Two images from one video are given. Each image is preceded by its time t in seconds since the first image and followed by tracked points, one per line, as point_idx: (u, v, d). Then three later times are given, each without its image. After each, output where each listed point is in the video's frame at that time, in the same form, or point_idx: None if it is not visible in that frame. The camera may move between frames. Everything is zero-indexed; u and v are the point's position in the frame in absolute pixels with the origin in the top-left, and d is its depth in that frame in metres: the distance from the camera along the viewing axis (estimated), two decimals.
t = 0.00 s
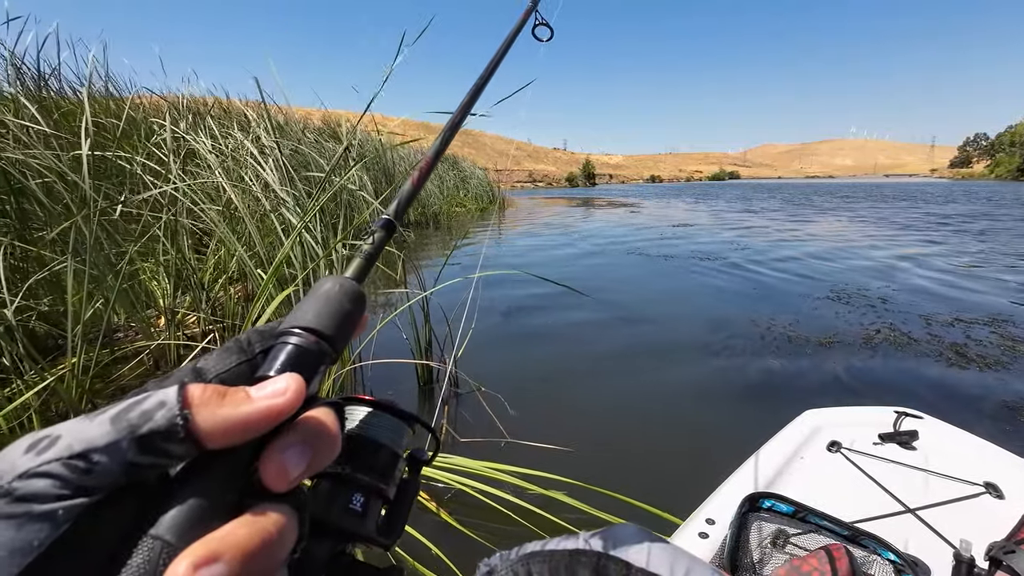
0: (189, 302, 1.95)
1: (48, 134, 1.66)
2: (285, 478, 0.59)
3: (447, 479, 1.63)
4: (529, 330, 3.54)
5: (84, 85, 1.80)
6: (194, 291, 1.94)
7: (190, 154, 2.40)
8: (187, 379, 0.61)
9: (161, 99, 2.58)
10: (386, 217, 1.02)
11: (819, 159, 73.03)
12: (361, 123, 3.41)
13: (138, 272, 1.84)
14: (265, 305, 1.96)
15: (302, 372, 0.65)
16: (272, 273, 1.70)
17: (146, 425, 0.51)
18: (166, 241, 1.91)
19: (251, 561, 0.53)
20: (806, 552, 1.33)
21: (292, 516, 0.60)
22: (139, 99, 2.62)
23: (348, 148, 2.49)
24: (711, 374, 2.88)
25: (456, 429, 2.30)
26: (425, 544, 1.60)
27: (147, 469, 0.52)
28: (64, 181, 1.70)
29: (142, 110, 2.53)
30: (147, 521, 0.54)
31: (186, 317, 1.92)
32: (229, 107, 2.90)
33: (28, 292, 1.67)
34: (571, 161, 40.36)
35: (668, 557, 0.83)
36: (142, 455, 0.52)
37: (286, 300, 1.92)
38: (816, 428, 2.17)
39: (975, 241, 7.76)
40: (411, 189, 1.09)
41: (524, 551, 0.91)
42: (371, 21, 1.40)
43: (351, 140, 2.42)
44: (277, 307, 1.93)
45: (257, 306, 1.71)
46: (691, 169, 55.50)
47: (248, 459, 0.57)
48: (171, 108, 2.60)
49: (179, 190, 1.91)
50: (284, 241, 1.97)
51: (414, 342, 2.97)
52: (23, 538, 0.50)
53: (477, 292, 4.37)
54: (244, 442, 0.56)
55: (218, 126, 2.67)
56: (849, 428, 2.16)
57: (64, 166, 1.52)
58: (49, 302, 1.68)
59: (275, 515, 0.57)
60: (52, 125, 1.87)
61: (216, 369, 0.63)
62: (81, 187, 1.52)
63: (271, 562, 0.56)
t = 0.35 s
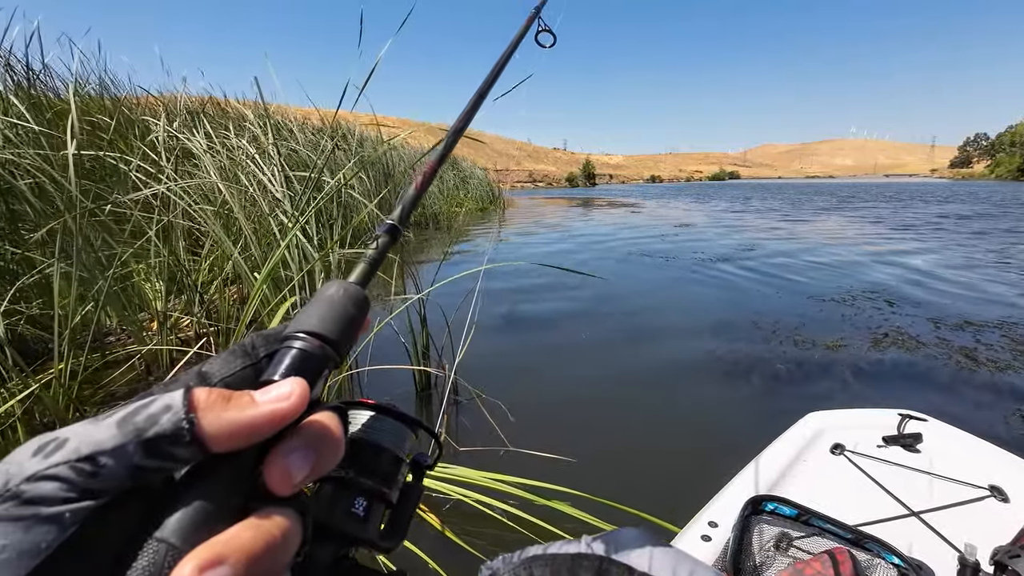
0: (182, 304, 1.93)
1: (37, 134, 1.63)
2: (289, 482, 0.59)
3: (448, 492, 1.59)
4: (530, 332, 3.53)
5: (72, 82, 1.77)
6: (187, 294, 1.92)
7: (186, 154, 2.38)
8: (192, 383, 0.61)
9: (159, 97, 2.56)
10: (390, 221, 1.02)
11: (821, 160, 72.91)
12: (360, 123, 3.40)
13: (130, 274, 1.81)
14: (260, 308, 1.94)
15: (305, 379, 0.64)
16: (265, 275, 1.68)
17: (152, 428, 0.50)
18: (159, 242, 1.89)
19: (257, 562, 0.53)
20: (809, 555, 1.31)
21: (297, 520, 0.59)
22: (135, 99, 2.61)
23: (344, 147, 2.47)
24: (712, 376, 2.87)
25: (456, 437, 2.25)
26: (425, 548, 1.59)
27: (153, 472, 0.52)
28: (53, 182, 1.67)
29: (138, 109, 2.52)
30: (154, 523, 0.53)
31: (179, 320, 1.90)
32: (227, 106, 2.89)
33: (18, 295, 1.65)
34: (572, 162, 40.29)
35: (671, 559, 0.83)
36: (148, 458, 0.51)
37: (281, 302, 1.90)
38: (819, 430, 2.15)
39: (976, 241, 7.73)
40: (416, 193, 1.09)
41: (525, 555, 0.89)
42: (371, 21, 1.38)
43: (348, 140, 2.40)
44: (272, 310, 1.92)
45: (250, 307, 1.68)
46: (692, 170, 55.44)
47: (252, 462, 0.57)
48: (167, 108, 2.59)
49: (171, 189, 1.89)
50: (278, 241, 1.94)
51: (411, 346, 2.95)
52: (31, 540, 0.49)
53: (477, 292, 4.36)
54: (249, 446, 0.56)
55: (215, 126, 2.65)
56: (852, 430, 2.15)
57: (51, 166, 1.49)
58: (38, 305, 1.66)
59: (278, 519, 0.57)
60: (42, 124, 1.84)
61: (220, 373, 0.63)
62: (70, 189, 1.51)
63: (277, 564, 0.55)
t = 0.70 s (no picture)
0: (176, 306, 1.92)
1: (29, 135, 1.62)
2: (295, 481, 0.58)
3: (448, 502, 1.62)
4: (529, 334, 3.52)
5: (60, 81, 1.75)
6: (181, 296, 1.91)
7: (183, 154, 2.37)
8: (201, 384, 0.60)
9: (157, 96, 2.55)
10: (396, 227, 1.03)
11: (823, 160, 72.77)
12: (359, 123, 3.39)
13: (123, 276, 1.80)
14: (256, 309, 1.94)
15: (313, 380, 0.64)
16: (262, 275, 1.67)
17: (163, 427, 0.52)
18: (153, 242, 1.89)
19: (265, 559, 0.52)
20: (811, 555, 1.31)
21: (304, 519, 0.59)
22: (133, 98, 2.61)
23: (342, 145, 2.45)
24: (713, 377, 2.87)
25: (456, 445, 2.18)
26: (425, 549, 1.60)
27: (164, 470, 0.53)
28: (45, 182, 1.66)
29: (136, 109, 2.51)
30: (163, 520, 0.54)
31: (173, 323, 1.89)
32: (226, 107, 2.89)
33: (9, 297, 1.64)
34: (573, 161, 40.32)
35: (673, 559, 0.82)
36: (159, 456, 0.52)
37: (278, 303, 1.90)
38: (822, 431, 2.15)
39: (978, 241, 7.72)
40: (422, 199, 1.10)
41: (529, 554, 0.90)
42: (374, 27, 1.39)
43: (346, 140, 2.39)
44: (269, 311, 1.91)
45: (244, 309, 1.67)
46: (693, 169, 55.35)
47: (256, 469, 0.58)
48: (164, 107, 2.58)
49: (164, 190, 1.89)
50: (274, 242, 1.93)
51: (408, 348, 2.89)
52: (46, 536, 0.51)
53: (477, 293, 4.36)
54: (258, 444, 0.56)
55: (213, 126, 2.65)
56: (855, 431, 2.15)
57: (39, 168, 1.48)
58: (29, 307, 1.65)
59: (285, 518, 0.56)
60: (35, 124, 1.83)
61: (228, 375, 0.63)
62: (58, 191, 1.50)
63: (285, 562, 0.54)
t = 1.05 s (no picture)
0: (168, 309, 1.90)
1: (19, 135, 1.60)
2: (313, 476, 0.58)
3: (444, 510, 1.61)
4: (528, 335, 3.50)
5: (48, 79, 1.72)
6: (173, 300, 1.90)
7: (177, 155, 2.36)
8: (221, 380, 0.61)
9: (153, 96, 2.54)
10: (411, 232, 1.05)
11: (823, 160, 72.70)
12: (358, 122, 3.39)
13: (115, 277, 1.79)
14: (248, 312, 1.92)
15: (330, 376, 0.64)
16: (253, 278, 1.65)
17: (188, 418, 0.53)
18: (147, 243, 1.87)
19: (283, 551, 0.53)
20: (812, 555, 1.31)
21: (319, 511, 0.59)
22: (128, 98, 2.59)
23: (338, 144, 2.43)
24: (714, 378, 2.86)
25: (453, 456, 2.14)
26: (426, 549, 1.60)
27: (187, 461, 0.54)
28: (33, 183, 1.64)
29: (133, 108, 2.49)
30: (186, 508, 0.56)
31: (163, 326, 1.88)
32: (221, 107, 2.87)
33: None
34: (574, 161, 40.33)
35: (688, 533, 0.80)
36: (185, 446, 0.53)
37: (270, 306, 1.87)
38: (824, 431, 2.15)
39: (978, 242, 7.69)
40: (434, 207, 1.12)
41: (547, 522, 0.88)
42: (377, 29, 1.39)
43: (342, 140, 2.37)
44: (262, 315, 1.89)
45: (236, 312, 1.65)
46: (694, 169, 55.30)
47: (279, 455, 0.58)
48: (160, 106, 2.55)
49: (156, 190, 1.86)
50: (267, 244, 1.91)
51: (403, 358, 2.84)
52: (77, 518, 0.53)
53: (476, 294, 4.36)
54: (277, 437, 0.57)
55: (209, 127, 2.63)
56: (857, 431, 2.14)
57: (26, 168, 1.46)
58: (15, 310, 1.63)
59: (303, 511, 0.57)
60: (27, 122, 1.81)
61: (248, 372, 0.63)
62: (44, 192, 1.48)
63: (301, 553, 0.55)
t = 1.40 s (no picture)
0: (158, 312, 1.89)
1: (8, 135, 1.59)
2: (328, 473, 0.61)
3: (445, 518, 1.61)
4: (528, 336, 3.49)
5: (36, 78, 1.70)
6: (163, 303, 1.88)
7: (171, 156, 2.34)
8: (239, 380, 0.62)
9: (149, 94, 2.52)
10: (425, 236, 1.06)
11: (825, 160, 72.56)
12: (357, 121, 3.37)
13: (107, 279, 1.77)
14: (241, 315, 1.90)
15: (344, 375, 0.66)
16: (245, 281, 1.63)
17: (209, 414, 0.55)
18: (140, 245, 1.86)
19: (300, 544, 0.55)
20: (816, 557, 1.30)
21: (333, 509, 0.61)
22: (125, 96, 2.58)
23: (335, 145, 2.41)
24: (715, 380, 2.85)
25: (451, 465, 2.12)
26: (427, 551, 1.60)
27: (207, 456, 0.56)
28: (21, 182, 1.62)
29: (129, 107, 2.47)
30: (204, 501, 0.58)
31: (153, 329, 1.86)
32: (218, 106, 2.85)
33: None
34: (575, 161, 40.28)
35: (704, 500, 0.72)
36: (205, 441, 0.55)
37: (262, 310, 1.85)
38: (827, 432, 2.14)
39: (979, 242, 7.67)
40: (444, 213, 1.14)
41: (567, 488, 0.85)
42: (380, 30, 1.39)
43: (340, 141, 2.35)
44: (253, 319, 1.87)
45: (227, 315, 1.64)
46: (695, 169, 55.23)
47: (295, 453, 0.61)
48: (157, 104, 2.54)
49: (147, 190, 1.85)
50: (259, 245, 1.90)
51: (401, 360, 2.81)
52: (102, 509, 0.54)
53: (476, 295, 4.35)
54: (293, 435, 0.59)
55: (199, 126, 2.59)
56: (861, 432, 2.13)
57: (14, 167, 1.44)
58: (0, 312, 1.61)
59: (319, 507, 0.59)
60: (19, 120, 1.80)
61: (265, 372, 0.63)
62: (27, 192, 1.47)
63: (317, 549, 0.57)
